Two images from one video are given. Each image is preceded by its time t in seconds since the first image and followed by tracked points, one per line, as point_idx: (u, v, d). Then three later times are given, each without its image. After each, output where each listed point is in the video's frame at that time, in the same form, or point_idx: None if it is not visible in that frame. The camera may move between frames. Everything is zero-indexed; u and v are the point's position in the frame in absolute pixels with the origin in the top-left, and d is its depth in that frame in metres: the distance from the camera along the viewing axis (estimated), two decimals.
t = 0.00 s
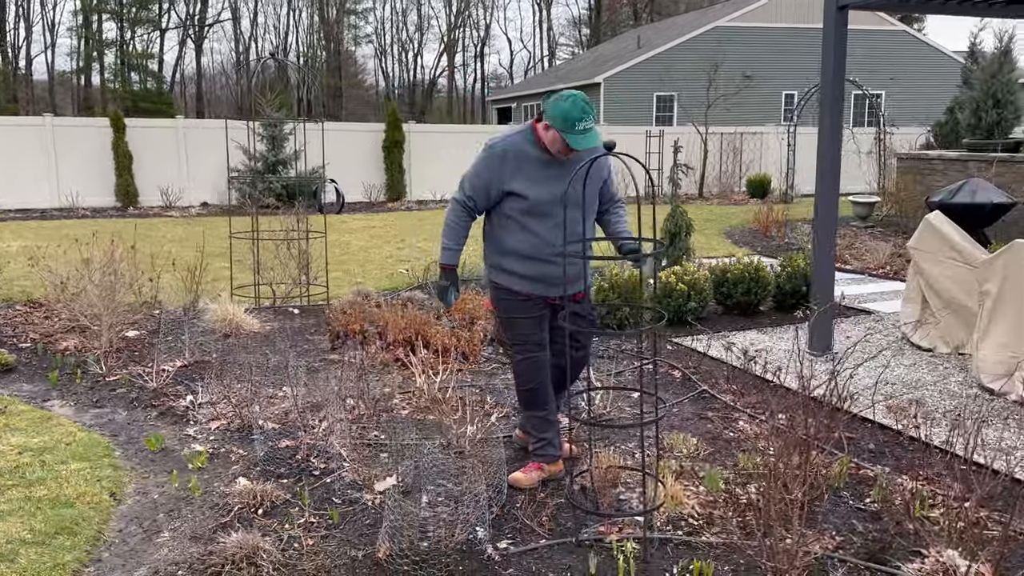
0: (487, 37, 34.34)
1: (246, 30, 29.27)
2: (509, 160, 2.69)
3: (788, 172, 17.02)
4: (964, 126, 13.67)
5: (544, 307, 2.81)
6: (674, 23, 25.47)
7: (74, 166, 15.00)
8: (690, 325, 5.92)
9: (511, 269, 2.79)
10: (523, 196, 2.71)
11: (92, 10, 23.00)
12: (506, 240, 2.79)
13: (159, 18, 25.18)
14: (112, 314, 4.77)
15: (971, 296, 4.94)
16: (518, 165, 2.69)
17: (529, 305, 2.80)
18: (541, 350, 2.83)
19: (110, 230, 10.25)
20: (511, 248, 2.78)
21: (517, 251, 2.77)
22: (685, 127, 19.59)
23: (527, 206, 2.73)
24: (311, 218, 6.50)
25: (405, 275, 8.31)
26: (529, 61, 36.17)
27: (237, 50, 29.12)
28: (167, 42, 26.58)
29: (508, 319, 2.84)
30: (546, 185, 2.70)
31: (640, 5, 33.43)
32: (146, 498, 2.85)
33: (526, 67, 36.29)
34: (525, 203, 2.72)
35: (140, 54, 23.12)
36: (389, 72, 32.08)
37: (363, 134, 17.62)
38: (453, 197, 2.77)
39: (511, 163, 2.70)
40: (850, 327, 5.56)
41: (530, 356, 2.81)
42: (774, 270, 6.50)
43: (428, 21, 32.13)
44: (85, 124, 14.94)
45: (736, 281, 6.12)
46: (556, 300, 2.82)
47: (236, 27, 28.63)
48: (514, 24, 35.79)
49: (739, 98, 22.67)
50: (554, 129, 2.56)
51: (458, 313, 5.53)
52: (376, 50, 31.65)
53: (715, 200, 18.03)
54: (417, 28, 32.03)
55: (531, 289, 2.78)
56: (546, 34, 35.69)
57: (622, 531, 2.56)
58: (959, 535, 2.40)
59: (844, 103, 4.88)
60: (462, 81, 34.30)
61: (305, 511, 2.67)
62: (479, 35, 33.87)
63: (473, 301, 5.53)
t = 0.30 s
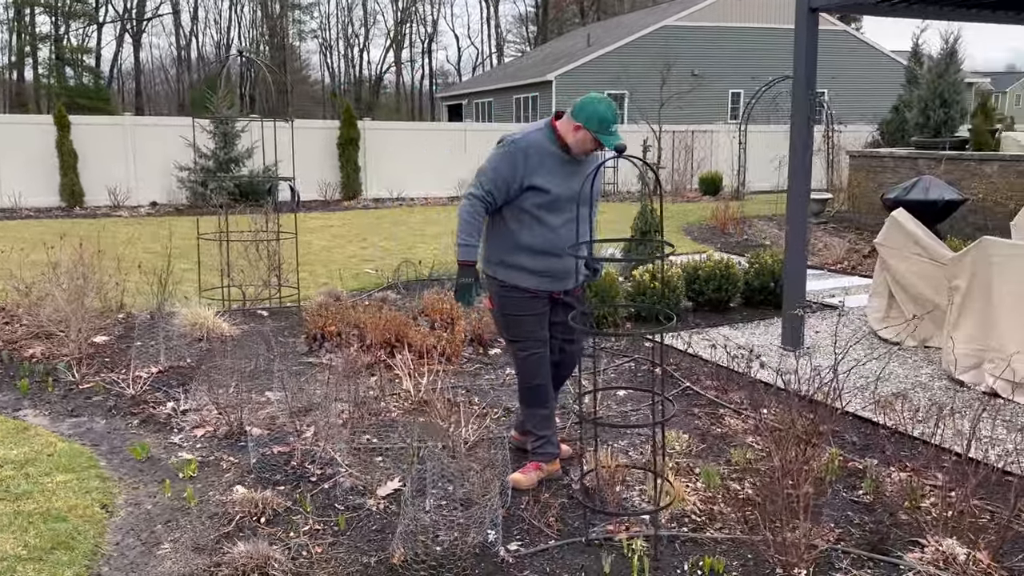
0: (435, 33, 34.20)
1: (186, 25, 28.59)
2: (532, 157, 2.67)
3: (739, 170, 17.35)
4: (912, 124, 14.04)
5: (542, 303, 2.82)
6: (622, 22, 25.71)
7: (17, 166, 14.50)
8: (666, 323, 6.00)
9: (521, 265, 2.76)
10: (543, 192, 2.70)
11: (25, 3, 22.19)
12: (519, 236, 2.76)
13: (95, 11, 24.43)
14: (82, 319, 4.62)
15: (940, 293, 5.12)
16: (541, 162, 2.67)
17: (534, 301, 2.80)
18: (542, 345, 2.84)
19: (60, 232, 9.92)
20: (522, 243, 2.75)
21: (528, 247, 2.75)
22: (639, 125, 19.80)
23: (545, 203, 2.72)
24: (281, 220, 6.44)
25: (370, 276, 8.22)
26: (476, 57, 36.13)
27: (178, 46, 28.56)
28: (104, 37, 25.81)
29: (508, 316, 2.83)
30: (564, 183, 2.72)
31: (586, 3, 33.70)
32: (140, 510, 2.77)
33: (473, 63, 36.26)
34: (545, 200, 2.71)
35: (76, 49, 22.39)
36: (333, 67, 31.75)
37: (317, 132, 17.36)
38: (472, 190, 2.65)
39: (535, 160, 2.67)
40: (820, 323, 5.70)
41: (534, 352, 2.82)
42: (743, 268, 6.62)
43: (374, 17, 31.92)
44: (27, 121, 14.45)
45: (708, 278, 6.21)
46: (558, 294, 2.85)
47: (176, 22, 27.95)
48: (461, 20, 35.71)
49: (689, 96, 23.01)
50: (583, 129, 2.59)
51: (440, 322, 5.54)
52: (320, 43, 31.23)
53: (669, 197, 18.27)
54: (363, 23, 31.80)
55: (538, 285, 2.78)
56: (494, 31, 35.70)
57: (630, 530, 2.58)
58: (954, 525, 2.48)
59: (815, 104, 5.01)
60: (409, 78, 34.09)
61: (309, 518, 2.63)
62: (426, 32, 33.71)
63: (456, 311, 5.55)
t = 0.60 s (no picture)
0: (379, 30, 33.96)
1: (122, 21, 27.78)
2: (538, 150, 2.69)
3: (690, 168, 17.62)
4: (858, 123, 14.58)
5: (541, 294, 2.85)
6: (568, 22, 25.91)
7: None
8: (635, 319, 6.09)
9: (525, 256, 2.78)
10: (547, 185, 2.74)
11: None
12: (523, 228, 2.77)
13: (24, 6, 23.57)
14: (48, 323, 4.48)
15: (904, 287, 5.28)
16: (546, 156, 2.71)
17: (530, 292, 2.81)
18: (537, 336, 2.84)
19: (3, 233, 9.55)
20: (526, 235, 2.77)
21: (532, 239, 2.78)
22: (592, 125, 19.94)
23: (549, 196, 2.75)
24: (248, 220, 6.28)
25: (330, 277, 8.13)
26: (421, 55, 36.04)
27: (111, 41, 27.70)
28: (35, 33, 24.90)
29: (506, 306, 2.82)
30: (567, 176, 2.76)
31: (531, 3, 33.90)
32: (132, 517, 2.70)
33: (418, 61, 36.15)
34: (549, 192, 2.75)
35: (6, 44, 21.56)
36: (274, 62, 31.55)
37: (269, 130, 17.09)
38: (480, 183, 2.65)
39: (540, 154, 2.70)
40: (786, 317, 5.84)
41: (532, 341, 2.82)
42: (709, 264, 6.75)
43: (316, 13, 31.72)
44: None
45: (676, 274, 6.31)
46: (554, 288, 2.88)
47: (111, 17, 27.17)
48: (405, 18, 35.55)
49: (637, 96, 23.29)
50: (585, 123, 2.66)
51: (416, 321, 5.55)
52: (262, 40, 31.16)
53: (622, 195, 18.44)
54: (305, 20, 31.57)
55: (540, 276, 2.81)
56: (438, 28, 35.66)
57: (632, 523, 2.61)
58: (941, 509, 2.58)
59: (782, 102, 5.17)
60: (353, 75, 33.83)
61: (309, 520, 2.61)
62: (369, 28, 33.52)
63: (432, 310, 5.57)
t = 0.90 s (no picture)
0: (319, 28, 33.66)
1: (51, 17, 26.82)
2: (534, 146, 2.75)
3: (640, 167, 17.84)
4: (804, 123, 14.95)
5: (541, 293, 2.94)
6: (514, 22, 26.00)
7: None
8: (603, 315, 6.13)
9: (526, 252, 2.86)
10: (545, 180, 2.82)
11: None
12: (523, 225, 2.85)
13: None
14: (8, 328, 4.32)
15: (866, 280, 5.45)
16: (541, 150, 2.78)
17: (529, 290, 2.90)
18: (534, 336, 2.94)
19: None
20: (526, 232, 2.85)
21: (533, 235, 2.86)
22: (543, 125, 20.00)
23: (547, 190, 2.83)
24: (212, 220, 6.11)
25: (286, 279, 7.98)
26: (363, 53, 35.79)
27: (40, 37, 26.71)
28: None
29: (508, 307, 2.88)
30: (561, 168, 2.85)
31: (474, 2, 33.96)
32: (122, 524, 2.62)
33: (359, 60, 35.88)
34: (547, 186, 2.83)
35: None
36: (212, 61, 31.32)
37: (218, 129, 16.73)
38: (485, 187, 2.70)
39: (536, 149, 2.77)
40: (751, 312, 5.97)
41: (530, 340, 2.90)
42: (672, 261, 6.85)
43: (254, 11, 31.48)
44: None
45: (642, 271, 6.39)
46: (550, 284, 2.98)
47: (40, 13, 26.23)
48: (346, 16, 35.27)
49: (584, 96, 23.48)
50: (571, 112, 2.74)
51: (388, 324, 5.56)
52: (198, 39, 30.49)
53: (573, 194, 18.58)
54: (243, 17, 31.34)
55: (541, 272, 2.90)
56: (380, 26, 35.48)
57: (632, 515, 2.64)
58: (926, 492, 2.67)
59: (748, 101, 5.27)
60: (293, 73, 33.46)
61: (309, 523, 2.58)
62: (310, 26, 33.29)
63: (403, 313, 5.61)
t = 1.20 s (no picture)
0: (258, 28, 33.30)
1: None
2: (518, 147, 2.74)
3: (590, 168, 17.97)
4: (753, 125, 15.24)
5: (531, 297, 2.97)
6: (460, 22, 26.00)
7: None
8: (570, 316, 6.19)
9: (520, 255, 2.87)
10: (532, 180, 2.82)
11: None
12: (515, 227, 2.86)
13: None
14: None
15: (827, 279, 5.61)
16: (525, 151, 2.77)
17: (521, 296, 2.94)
18: (522, 343, 2.98)
19: None
20: (519, 235, 2.86)
21: (524, 238, 2.87)
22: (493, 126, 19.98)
23: (534, 190, 2.84)
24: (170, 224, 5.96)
25: (238, 284, 7.79)
26: (303, 52, 35.39)
27: None
28: None
29: (500, 315, 2.91)
30: (543, 165, 2.86)
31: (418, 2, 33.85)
32: (104, 543, 2.53)
33: (300, 59, 35.47)
34: (534, 187, 2.84)
35: None
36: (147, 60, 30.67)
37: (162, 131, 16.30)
38: (479, 197, 2.68)
39: (521, 150, 2.76)
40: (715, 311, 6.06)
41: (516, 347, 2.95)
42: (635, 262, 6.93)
43: (189, 9, 31.12)
44: None
45: (606, 273, 6.45)
46: (540, 285, 3.01)
47: None
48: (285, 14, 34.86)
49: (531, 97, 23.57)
50: (548, 108, 2.74)
51: (355, 329, 5.51)
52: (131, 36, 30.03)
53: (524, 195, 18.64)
54: (177, 15, 30.88)
55: (534, 275, 2.93)
56: (320, 25, 35.15)
57: (628, 517, 2.66)
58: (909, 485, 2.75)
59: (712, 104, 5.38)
60: (231, 72, 32.96)
61: (302, 535, 2.52)
62: (248, 25, 32.95)
63: (371, 318, 5.57)
